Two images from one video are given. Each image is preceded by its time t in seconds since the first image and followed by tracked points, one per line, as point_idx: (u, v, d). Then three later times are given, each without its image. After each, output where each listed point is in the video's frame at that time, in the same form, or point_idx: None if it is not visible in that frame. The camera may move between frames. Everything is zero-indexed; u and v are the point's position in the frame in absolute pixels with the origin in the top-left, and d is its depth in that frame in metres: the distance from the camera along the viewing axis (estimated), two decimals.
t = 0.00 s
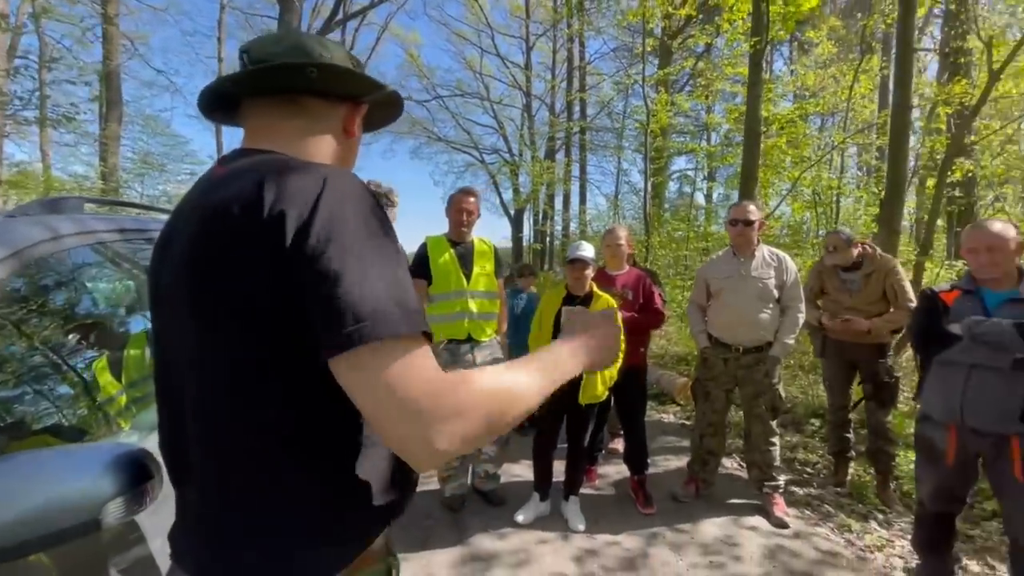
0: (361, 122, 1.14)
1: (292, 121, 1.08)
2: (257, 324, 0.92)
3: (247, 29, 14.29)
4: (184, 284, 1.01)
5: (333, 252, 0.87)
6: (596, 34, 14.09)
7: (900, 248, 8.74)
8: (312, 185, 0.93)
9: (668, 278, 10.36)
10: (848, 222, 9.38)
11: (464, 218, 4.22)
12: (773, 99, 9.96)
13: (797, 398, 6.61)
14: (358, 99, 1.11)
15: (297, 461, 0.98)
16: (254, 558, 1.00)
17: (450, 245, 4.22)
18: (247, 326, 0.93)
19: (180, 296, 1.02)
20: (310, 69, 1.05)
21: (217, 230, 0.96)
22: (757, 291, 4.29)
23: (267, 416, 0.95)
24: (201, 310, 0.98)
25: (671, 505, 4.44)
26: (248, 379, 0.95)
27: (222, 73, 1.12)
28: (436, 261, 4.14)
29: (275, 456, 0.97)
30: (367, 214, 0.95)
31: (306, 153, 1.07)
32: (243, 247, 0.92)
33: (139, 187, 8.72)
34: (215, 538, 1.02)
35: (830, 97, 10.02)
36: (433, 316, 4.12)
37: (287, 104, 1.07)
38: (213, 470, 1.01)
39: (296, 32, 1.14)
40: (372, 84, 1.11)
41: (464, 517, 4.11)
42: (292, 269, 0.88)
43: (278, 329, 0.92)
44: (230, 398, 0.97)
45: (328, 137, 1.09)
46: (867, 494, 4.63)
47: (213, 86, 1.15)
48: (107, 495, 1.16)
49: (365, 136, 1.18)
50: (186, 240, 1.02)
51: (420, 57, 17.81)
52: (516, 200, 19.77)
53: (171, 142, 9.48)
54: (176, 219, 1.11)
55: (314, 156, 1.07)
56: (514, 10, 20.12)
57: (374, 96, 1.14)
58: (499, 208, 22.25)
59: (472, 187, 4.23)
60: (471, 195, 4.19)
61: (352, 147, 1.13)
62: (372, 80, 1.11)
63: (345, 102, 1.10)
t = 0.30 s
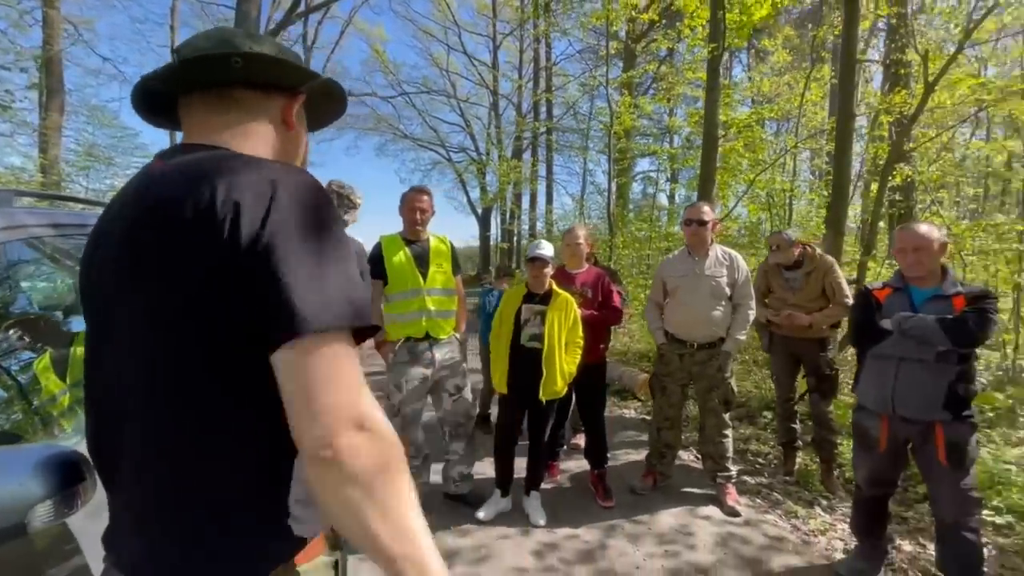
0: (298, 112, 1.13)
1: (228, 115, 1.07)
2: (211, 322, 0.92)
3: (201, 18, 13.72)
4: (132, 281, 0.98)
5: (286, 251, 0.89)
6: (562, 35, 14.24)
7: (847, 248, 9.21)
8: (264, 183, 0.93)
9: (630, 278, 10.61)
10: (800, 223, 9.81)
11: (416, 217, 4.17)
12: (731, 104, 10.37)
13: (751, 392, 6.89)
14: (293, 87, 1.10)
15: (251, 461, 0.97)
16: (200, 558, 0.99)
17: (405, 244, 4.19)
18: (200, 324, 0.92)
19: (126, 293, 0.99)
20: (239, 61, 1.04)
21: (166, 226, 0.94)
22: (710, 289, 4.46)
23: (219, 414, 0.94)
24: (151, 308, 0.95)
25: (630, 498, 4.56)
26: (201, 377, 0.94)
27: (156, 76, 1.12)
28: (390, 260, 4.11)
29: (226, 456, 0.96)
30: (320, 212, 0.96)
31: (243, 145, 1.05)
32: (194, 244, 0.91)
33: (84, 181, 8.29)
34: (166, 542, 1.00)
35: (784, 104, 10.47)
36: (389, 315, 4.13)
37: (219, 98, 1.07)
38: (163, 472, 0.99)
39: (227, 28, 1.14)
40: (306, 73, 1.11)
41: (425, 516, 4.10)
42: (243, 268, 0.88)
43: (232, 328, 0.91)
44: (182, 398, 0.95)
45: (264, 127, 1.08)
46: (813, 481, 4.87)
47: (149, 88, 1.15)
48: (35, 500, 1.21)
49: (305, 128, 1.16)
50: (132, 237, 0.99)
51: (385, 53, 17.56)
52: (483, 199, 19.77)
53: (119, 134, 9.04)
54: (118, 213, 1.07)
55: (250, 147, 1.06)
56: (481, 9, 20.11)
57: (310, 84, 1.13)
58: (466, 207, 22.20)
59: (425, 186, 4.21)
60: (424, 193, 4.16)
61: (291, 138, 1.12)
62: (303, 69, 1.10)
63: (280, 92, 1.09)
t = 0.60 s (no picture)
0: (275, 114, 1.10)
1: (204, 113, 1.04)
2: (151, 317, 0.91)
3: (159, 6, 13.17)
4: (73, 273, 0.96)
5: (208, 250, 0.86)
6: (534, 35, 14.30)
7: (807, 249, 9.58)
8: (199, 177, 0.92)
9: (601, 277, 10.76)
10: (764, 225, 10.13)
11: (382, 215, 4.12)
12: (698, 108, 10.66)
13: (716, 388, 7.10)
14: (269, 89, 1.07)
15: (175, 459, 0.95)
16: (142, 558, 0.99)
17: (373, 243, 4.16)
18: (137, 322, 0.91)
19: (65, 286, 0.98)
20: (212, 59, 1.01)
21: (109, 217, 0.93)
22: (677, 288, 4.56)
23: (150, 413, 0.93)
24: (91, 303, 0.94)
25: (599, 493, 4.63)
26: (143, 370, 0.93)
27: (124, 66, 1.08)
28: (356, 260, 4.09)
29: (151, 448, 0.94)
30: (256, 211, 0.93)
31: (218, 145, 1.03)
32: (127, 234, 0.90)
33: (31, 174, 7.87)
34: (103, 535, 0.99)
35: (749, 108, 10.80)
36: (357, 316, 4.09)
37: (190, 94, 1.04)
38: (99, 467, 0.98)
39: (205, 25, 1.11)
40: (285, 73, 1.09)
41: (395, 516, 4.07)
42: (175, 262, 0.87)
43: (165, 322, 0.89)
44: (118, 394, 0.94)
45: (241, 127, 1.06)
46: (774, 474, 5.05)
47: (119, 82, 1.10)
48: None
49: (281, 129, 1.13)
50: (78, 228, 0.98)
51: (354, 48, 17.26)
52: (455, 197, 19.71)
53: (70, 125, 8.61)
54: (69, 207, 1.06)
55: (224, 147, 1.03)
56: (453, 7, 20.02)
57: (289, 85, 1.11)
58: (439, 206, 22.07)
59: (391, 184, 4.15)
60: (390, 191, 4.11)
61: (265, 139, 1.09)
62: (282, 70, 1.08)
63: (255, 92, 1.06)
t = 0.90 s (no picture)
0: (246, 108, 1.00)
1: (168, 107, 0.96)
2: (81, 337, 0.80)
3: None
4: None
5: (148, 251, 0.72)
6: (515, 35, 14.29)
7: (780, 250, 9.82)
8: (134, 177, 0.78)
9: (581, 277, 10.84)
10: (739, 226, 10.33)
11: (362, 215, 4.05)
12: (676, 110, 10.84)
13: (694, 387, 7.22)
14: (236, 80, 0.97)
15: (101, 489, 0.84)
16: None
17: (353, 242, 4.10)
18: (70, 330, 0.80)
19: None
20: (170, 49, 0.92)
21: (39, 224, 0.82)
22: (657, 288, 4.61)
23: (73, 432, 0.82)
24: (16, 315, 0.84)
25: (581, 493, 4.66)
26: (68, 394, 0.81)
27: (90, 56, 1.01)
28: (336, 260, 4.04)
29: (69, 476, 0.83)
30: (205, 206, 0.79)
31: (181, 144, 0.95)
32: (60, 239, 0.79)
33: None
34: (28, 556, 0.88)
35: (725, 111, 11.01)
36: (335, 316, 4.02)
37: (152, 87, 0.96)
38: (23, 493, 0.88)
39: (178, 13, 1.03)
40: (256, 61, 0.98)
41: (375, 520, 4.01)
42: (104, 281, 0.73)
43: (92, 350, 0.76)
44: (42, 417, 0.84)
45: (206, 123, 0.97)
46: (750, 471, 5.16)
47: (88, 74, 1.04)
48: None
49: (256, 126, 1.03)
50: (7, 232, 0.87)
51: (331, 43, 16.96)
52: (435, 196, 19.60)
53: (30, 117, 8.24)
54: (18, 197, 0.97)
55: (187, 147, 0.95)
56: (432, 3, 19.86)
57: (262, 74, 1.00)
58: (418, 204, 21.93)
59: (372, 182, 4.10)
60: (371, 190, 4.05)
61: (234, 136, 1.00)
62: (249, 58, 0.97)
63: (222, 84, 0.97)
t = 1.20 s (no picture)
0: (210, 101, 0.91)
1: (131, 103, 0.89)
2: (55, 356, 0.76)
3: None
4: None
5: (115, 266, 0.68)
6: (503, 34, 14.30)
7: (765, 251, 9.96)
8: (103, 186, 0.74)
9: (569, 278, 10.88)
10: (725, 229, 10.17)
11: (353, 215, 4.00)
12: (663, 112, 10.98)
13: (681, 387, 7.29)
14: (195, 69, 0.88)
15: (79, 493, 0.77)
16: None
17: (343, 243, 4.06)
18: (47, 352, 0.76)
19: None
20: (119, 36, 0.85)
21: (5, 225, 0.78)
22: (648, 290, 4.63)
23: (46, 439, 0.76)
24: None
25: (571, 494, 4.66)
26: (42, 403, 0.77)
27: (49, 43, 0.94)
28: (326, 260, 4.00)
29: (41, 482, 0.78)
30: (177, 215, 0.74)
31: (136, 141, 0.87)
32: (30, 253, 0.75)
33: None
34: None
35: (711, 114, 11.15)
36: (324, 318, 3.97)
37: (109, 80, 0.89)
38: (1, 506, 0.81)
39: None
40: (223, 49, 0.88)
41: (364, 524, 3.96)
42: (70, 300, 0.69)
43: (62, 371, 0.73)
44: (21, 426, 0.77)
45: (166, 119, 0.89)
46: (738, 471, 5.21)
47: (51, 62, 0.97)
48: None
49: (223, 121, 0.94)
50: None
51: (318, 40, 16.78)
52: (422, 195, 19.53)
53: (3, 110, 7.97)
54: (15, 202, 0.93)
55: (140, 144, 0.87)
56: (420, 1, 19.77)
57: (231, 63, 0.90)
58: (405, 203, 21.80)
59: (365, 183, 4.07)
60: (363, 190, 4.01)
61: (196, 132, 0.91)
62: (205, 43, 0.86)
63: (180, 73, 0.88)
